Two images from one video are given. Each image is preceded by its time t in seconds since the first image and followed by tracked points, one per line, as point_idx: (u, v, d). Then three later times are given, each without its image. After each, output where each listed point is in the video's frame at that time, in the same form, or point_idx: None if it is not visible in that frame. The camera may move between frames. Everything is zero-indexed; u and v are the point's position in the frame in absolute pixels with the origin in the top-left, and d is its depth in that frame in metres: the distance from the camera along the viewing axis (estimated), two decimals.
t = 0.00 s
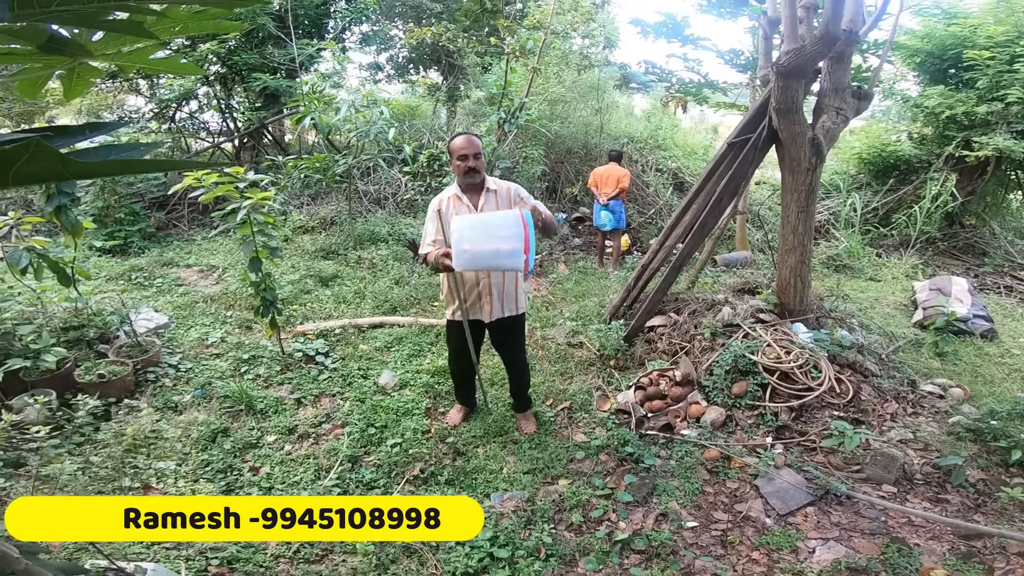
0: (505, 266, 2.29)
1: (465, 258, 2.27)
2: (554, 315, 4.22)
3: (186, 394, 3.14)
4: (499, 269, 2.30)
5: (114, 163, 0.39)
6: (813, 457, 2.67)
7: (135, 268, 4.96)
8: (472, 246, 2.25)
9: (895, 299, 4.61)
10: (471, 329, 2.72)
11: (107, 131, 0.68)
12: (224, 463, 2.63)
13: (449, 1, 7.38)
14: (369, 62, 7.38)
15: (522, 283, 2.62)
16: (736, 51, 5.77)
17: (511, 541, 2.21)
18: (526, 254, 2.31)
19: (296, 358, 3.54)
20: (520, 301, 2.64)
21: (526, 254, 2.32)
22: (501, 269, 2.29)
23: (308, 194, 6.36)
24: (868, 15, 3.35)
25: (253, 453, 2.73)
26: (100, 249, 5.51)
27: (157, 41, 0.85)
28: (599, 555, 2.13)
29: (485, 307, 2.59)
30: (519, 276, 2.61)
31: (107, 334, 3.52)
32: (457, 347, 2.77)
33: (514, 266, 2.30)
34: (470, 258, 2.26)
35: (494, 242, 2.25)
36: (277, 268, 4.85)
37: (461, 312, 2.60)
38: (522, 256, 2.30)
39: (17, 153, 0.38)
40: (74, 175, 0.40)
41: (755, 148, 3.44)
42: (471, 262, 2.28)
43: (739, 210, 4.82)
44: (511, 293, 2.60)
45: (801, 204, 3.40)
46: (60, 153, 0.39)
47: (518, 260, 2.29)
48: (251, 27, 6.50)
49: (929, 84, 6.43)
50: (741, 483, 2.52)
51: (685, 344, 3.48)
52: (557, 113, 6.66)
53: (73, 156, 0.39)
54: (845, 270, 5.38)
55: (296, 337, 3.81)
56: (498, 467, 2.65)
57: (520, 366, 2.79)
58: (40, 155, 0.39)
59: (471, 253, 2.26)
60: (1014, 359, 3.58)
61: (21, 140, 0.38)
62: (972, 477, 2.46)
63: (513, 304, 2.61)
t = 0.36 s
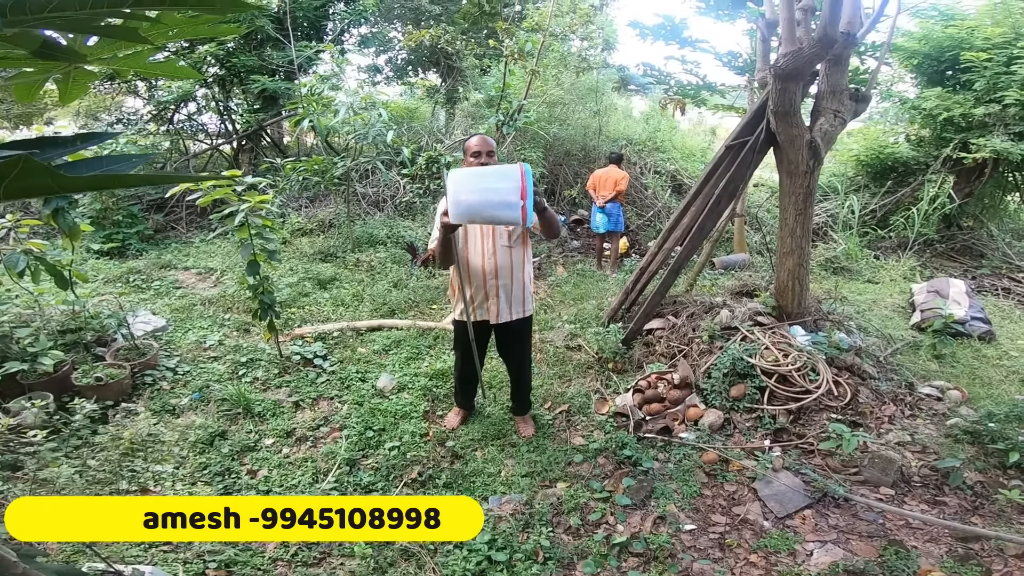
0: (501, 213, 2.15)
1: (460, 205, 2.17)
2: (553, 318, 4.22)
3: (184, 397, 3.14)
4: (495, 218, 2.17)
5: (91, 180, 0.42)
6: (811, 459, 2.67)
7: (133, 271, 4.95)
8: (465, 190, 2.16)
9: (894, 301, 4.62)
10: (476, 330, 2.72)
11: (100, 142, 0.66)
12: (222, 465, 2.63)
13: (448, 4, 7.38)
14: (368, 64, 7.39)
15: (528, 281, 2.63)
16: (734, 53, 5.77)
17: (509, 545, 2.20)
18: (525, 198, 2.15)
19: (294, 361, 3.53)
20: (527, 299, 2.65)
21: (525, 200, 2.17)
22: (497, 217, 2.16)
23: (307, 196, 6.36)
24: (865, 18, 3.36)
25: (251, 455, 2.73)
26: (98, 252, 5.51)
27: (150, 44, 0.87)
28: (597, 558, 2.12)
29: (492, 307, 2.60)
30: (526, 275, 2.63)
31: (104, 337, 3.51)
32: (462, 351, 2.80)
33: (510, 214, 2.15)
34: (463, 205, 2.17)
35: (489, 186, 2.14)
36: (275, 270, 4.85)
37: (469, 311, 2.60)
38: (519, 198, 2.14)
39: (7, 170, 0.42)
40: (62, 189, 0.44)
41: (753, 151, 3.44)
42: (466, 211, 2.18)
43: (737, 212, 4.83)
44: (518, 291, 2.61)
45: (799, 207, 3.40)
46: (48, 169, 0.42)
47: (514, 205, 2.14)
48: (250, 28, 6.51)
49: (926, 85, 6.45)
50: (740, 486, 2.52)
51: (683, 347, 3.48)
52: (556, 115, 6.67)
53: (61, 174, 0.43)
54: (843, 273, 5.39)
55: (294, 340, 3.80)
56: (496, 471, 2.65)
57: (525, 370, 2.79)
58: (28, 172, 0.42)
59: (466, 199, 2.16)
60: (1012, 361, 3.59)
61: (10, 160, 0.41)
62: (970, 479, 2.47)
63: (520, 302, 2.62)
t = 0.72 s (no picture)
0: (493, 195, 2.11)
1: (455, 194, 2.17)
2: (552, 320, 4.22)
3: (184, 400, 3.13)
4: (488, 204, 2.13)
5: (93, 183, 0.42)
6: (812, 460, 2.67)
7: (132, 274, 4.95)
8: (458, 177, 2.17)
9: (893, 302, 4.62)
10: (475, 333, 2.72)
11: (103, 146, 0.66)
12: (223, 468, 2.63)
13: (446, 5, 7.39)
14: (367, 66, 7.41)
15: (525, 286, 2.63)
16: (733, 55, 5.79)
17: (510, 547, 2.20)
18: (518, 178, 2.12)
19: (294, 363, 3.53)
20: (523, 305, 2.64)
21: (519, 183, 2.13)
22: (489, 200, 2.12)
23: (306, 199, 6.37)
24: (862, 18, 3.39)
25: (251, 458, 2.72)
26: (97, 255, 5.51)
27: (150, 47, 0.86)
28: (598, 559, 2.12)
29: (488, 310, 2.59)
30: (523, 279, 2.62)
31: (104, 340, 3.52)
32: (462, 353, 2.79)
33: (503, 196, 2.11)
34: (457, 192, 2.16)
35: (482, 170, 2.15)
36: (274, 273, 4.85)
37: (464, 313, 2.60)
38: (511, 178, 2.11)
39: (10, 173, 0.42)
40: (65, 192, 0.43)
41: (751, 152, 3.44)
42: (460, 200, 2.17)
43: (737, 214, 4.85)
44: (514, 296, 2.60)
45: (798, 208, 3.41)
46: (51, 173, 0.42)
47: (507, 184, 2.11)
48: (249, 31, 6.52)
49: (924, 86, 6.47)
50: (741, 487, 2.51)
51: (684, 348, 3.48)
52: (555, 117, 6.67)
53: (62, 176, 0.43)
54: (843, 273, 5.39)
55: (294, 342, 3.80)
56: (498, 472, 2.65)
57: (524, 371, 2.78)
58: (33, 174, 0.43)
59: (459, 186, 2.16)
60: (1013, 361, 3.59)
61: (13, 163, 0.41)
62: (971, 479, 2.46)
63: (514, 307, 2.61)
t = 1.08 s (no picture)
0: (491, 193, 2.12)
1: (453, 197, 2.17)
2: (555, 325, 4.22)
3: (188, 406, 3.14)
4: (487, 204, 2.14)
5: (99, 202, 0.46)
6: (817, 464, 2.66)
7: (135, 280, 4.97)
8: (455, 180, 2.17)
9: (896, 304, 4.61)
10: (476, 339, 2.73)
11: (105, 159, 0.69)
12: (227, 475, 2.63)
13: (446, 11, 7.43)
14: (367, 72, 7.44)
15: (523, 293, 2.62)
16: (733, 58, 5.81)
17: (515, 552, 2.19)
18: (513, 174, 2.13)
19: (297, 370, 3.53)
20: (521, 311, 2.63)
21: (515, 178, 2.15)
22: (487, 199, 2.12)
23: (308, 205, 6.39)
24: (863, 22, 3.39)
25: (255, 464, 2.73)
26: (101, 262, 5.52)
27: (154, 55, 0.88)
28: (603, 564, 2.11)
29: (486, 315, 2.59)
30: (522, 286, 2.62)
31: (108, 347, 3.53)
32: (463, 359, 2.79)
33: (501, 192, 2.12)
34: (455, 195, 2.16)
35: (477, 170, 2.16)
36: (277, 280, 4.86)
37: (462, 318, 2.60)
38: (507, 174, 2.13)
39: (17, 194, 0.46)
40: (69, 210, 0.48)
41: (753, 155, 3.44)
42: (458, 203, 2.17)
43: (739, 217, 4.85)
44: (512, 302, 2.60)
45: (800, 211, 3.40)
46: (56, 193, 0.47)
47: (503, 181, 2.12)
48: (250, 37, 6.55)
49: (925, 87, 6.46)
50: (746, 491, 2.51)
51: (687, 352, 3.48)
52: (556, 121, 6.68)
53: (68, 196, 0.47)
54: (846, 275, 5.39)
55: (297, 349, 3.80)
56: (502, 478, 2.64)
57: (525, 376, 2.79)
58: (39, 194, 0.47)
59: (457, 189, 2.16)
60: (1018, 363, 3.58)
61: (20, 184, 0.45)
62: (978, 481, 2.45)
63: (513, 313, 2.60)
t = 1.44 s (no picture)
0: (494, 200, 2.12)
1: (457, 205, 2.17)
2: (558, 334, 4.22)
3: (191, 413, 3.14)
4: (491, 212, 2.14)
5: (108, 215, 0.50)
6: (822, 471, 2.65)
7: (139, 287, 4.98)
8: (458, 188, 2.17)
9: (901, 311, 4.60)
10: (478, 347, 2.73)
11: (114, 171, 0.68)
12: (230, 481, 2.63)
13: (449, 18, 7.48)
14: (371, 79, 7.49)
15: (525, 301, 2.63)
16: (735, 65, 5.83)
17: (517, 560, 2.18)
18: (513, 178, 2.14)
19: (300, 378, 3.53)
20: (523, 319, 2.63)
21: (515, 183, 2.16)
22: (490, 206, 2.13)
23: (312, 212, 6.41)
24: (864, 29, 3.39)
25: (258, 471, 2.72)
26: (105, 268, 5.54)
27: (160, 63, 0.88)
28: (606, 572, 2.10)
29: (488, 323, 2.59)
30: (523, 294, 2.63)
31: (112, 354, 3.54)
32: (466, 367, 2.79)
33: (503, 198, 2.13)
34: (458, 203, 2.16)
35: (477, 177, 2.16)
36: (280, 287, 4.87)
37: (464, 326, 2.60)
38: (507, 179, 2.14)
39: (28, 207, 0.49)
40: (77, 222, 0.51)
41: (756, 163, 3.45)
42: (463, 210, 2.16)
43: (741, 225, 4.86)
44: (514, 310, 2.60)
45: (804, 219, 3.40)
46: (65, 207, 0.49)
47: (506, 187, 2.14)
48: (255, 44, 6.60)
49: (926, 93, 6.47)
50: (750, 499, 2.49)
51: (690, 360, 3.47)
52: (558, 128, 6.71)
53: (77, 209, 0.50)
54: (849, 283, 5.37)
55: (300, 356, 3.81)
56: (504, 486, 2.63)
57: (527, 384, 2.78)
58: (48, 207, 0.49)
59: (460, 197, 2.16)
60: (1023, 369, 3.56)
61: (31, 199, 0.48)
62: (984, 488, 2.43)
63: (514, 321, 2.61)
